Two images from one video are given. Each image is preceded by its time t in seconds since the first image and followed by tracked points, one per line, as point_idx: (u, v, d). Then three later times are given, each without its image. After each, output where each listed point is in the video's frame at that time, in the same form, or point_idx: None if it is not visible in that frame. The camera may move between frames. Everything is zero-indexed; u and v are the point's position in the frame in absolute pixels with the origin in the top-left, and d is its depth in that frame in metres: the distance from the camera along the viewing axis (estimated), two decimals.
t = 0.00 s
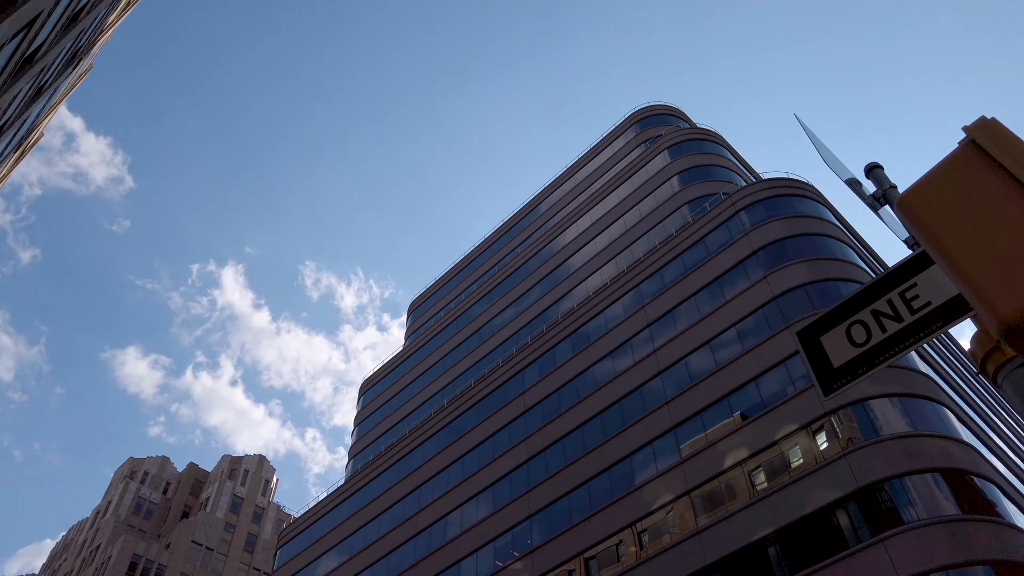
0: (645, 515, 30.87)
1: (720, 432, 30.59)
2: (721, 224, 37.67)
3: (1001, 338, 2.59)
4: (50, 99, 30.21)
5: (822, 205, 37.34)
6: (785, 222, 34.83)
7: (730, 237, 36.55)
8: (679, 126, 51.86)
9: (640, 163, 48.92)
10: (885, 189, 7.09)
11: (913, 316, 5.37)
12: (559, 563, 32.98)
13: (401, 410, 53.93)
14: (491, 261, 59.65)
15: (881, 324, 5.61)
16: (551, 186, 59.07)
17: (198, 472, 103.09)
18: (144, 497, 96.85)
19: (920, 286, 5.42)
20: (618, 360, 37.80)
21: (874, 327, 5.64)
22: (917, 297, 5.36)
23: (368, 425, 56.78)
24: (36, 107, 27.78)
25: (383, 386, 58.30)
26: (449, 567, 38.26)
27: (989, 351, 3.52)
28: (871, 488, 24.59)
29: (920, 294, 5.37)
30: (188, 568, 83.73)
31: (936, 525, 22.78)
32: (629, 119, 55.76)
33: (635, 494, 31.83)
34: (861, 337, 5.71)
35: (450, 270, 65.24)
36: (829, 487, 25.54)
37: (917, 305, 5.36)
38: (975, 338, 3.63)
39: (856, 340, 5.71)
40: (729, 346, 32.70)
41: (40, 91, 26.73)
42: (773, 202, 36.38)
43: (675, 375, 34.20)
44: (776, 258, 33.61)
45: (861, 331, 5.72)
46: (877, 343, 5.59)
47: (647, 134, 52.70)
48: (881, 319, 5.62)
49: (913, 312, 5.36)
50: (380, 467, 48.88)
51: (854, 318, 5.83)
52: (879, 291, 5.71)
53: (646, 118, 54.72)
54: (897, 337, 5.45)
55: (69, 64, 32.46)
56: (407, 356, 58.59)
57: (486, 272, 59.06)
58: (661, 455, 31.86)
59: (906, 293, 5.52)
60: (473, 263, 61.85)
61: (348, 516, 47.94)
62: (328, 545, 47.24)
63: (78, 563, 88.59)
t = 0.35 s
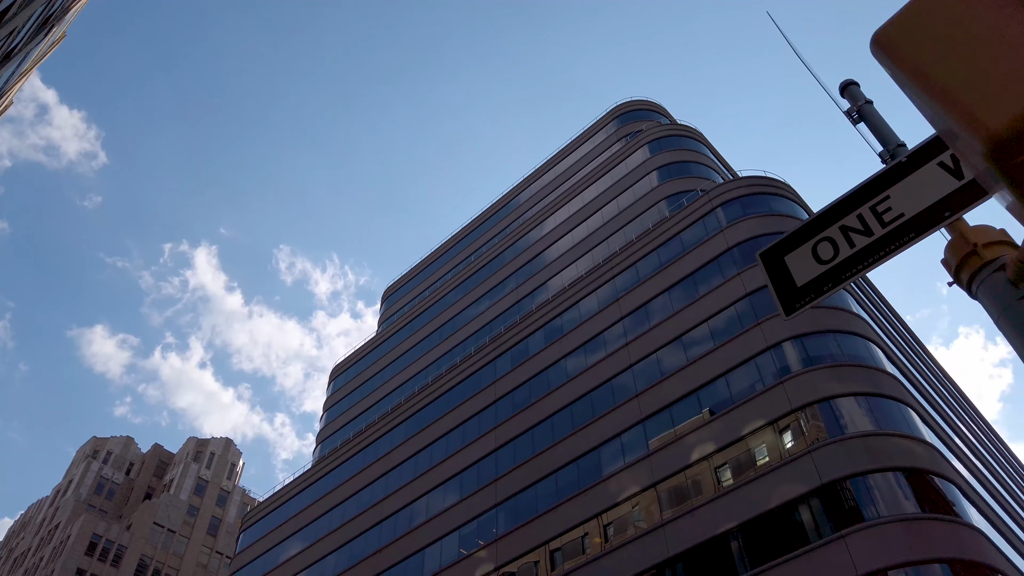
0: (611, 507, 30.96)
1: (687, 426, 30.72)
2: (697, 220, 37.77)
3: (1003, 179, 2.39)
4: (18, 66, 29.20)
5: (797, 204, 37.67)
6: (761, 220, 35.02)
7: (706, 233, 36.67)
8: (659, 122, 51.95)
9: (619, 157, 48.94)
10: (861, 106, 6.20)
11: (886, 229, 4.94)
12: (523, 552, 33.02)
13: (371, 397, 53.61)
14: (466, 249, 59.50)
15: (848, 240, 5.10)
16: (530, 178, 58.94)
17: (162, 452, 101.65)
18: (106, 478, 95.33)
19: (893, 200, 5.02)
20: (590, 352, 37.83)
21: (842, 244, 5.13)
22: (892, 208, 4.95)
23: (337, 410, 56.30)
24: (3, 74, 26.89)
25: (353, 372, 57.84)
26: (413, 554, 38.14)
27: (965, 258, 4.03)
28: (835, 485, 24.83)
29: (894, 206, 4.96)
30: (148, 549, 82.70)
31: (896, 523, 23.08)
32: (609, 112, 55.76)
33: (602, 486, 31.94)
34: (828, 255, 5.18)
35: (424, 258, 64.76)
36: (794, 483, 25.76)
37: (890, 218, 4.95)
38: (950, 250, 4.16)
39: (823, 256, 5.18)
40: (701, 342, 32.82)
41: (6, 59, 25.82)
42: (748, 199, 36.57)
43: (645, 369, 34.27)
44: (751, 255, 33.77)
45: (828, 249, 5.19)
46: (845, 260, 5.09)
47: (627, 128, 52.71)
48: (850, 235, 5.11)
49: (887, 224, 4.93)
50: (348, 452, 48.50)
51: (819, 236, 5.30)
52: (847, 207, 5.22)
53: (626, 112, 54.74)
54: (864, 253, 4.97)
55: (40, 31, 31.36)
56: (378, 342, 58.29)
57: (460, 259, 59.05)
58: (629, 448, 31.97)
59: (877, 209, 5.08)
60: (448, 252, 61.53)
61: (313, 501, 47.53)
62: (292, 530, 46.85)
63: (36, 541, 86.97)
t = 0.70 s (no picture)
0: (562, 497, 31.08)
1: (641, 420, 30.95)
2: (661, 217, 38.00)
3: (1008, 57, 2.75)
4: None
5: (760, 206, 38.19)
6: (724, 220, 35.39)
7: (669, 230, 36.93)
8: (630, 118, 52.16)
9: (588, 151, 48.98)
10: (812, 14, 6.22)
11: (825, 130, 5.22)
12: (472, 538, 33.01)
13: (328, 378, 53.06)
14: (431, 236, 59.14)
15: (788, 141, 5.39)
16: (499, 167, 58.70)
17: (109, 427, 99.36)
18: (49, 451, 92.86)
19: (836, 100, 5.24)
20: (549, 343, 37.88)
21: (782, 145, 5.44)
22: (832, 110, 5.19)
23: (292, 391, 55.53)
24: None
25: (310, 353, 57.11)
26: (361, 537, 37.84)
27: (907, 145, 4.54)
28: (782, 482, 25.24)
29: (835, 107, 5.19)
30: (90, 526, 80.84)
31: (839, 521, 23.57)
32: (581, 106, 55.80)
33: (554, 476, 32.05)
34: (767, 157, 5.52)
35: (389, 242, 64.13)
36: (742, 479, 26.13)
37: (831, 117, 5.20)
38: (894, 139, 4.67)
39: (762, 158, 5.53)
40: (659, 337, 33.06)
41: None
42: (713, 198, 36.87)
43: (603, 362, 34.43)
44: (713, 254, 34.11)
45: (767, 151, 5.52)
46: (783, 161, 5.43)
47: (598, 123, 52.82)
48: (790, 136, 5.40)
49: (826, 125, 5.20)
50: (301, 434, 47.88)
51: (763, 135, 5.59)
52: (792, 107, 5.45)
53: (598, 107, 54.84)
54: (803, 152, 5.27)
55: None
56: (337, 324, 57.67)
57: (425, 245, 58.72)
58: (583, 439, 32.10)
59: (821, 108, 5.31)
60: (413, 237, 61.04)
61: (263, 481, 46.87)
62: (240, 510, 46.17)
63: None
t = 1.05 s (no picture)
0: (516, 488, 31.07)
1: (599, 413, 31.04)
2: (629, 213, 38.10)
3: None
4: None
5: (726, 208, 38.53)
6: (690, 219, 35.62)
7: (636, 227, 37.05)
8: (602, 114, 52.19)
9: (559, 145, 48.95)
10: None
11: (778, 17, 5.93)
12: (425, 526, 32.84)
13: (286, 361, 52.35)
14: (397, 223, 58.57)
15: (742, 30, 6.05)
16: (469, 157, 58.40)
17: (58, 402, 96.92)
18: None
19: None
20: (512, 334, 37.77)
21: (737, 35, 6.08)
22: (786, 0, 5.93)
23: (248, 373, 54.59)
24: None
25: (269, 335, 56.24)
26: (312, 522, 37.41)
27: (873, 15, 5.21)
28: (733, 480, 25.52)
29: None
30: (33, 502, 78.90)
31: (787, 520, 23.92)
32: (555, 100, 55.67)
33: (510, 466, 32.02)
34: (719, 46, 6.14)
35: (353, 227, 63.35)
36: (695, 475, 26.39)
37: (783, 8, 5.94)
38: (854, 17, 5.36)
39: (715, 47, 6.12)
40: (621, 332, 33.18)
41: None
42: (680, 197, 37.11)
43: (564, 355, 34.45)
44: (677, 252, 34.32)
45: (721, 41, 6.14)
46: (735, 48, 6.07)
47: (570, 118, 52.78)
48: (745, 26, 6.05)
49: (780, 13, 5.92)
50: (255, 416, 47.13)
51: (715, 30, 6.20)
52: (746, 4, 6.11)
53: (572, 102, 54.76)
54: (756, 38, 5.98)
55: None
56: (298, 308, 56.83)
57: (391, 232, 58.13)
58: (540, 431, 32.11)
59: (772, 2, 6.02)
60: (380, 223, 60.45)
61: (214, 463, 46.08)
62: (189, 491, 45.33)
63: None
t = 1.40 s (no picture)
0: (464, 472, 31.04)
1: (551, 402, 31.13)
2: (592, 205, 38.19)
3: None
4: None
5: (689, 205, 38.87)
6: (652, 215, 35.87)
7: (599, 219, 37.17)
8: (572, 106, 52.20)
9: (527, 134, 48.84)
10: None
11: None
12: (370, 508, 32.60)
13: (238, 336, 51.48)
14: (360, 202, 57.87)
15: None
16: (436, 141, 57.95)
17: None
18: None
19: None
20: (469, 319, 37.63)
21: None
22: None
23: (197, 346, 53.48)
24: None
25: (222, 309, 55.17)
26: (255, 499, 36.89)
27: None
28: (679, 473, 25.82)
29: None
30: None
31: (728, 514, 24.31)
32: (525, 89, 55.52)
33: (459, 451, 31.94)
34: None
35: (315, 204, 62.40)
36: (641, 467, 26.64)
37: None
38: None
39: None
40: (577, 323, 33.30)
41: None
42: (644, 192, 37.33)
43: (519, 342, 34.45)
44: (638, 247, 34.53)
45: None
46: None
47: (540, 108, 52.69)
48: None
49: None
50: (203, 389, 46.22)
51: None
52: None
53: (542, 92, 54.66)
54: None
55: None
56: (253, 283, 55.84)
57: (353, 211, 57.42)
58: (492, 416, 32.09)
59: None
60: (341, 202, 59.69)
61: (157, 435, 45.12)
62: (130, 463, 44.33)
63: None
